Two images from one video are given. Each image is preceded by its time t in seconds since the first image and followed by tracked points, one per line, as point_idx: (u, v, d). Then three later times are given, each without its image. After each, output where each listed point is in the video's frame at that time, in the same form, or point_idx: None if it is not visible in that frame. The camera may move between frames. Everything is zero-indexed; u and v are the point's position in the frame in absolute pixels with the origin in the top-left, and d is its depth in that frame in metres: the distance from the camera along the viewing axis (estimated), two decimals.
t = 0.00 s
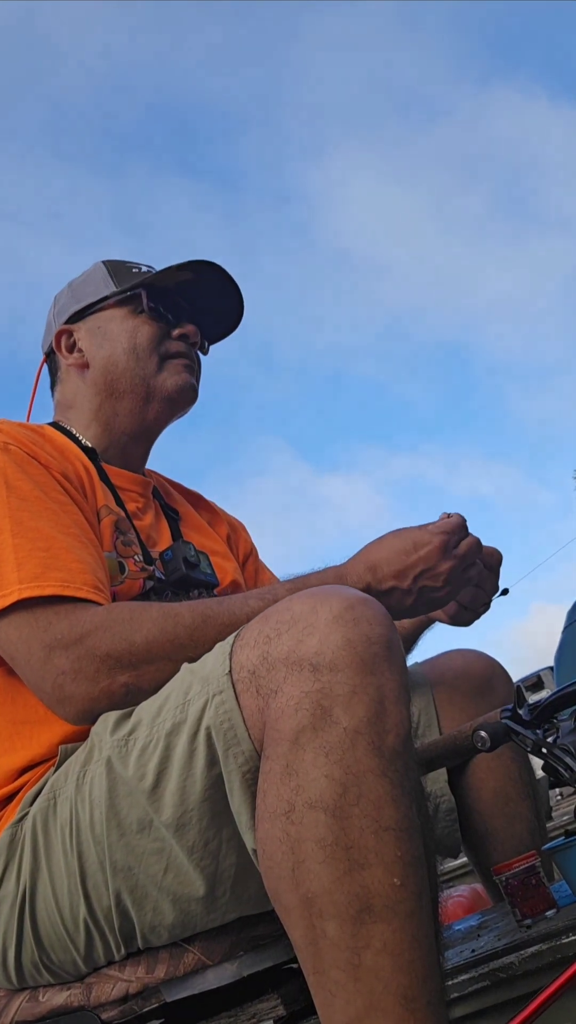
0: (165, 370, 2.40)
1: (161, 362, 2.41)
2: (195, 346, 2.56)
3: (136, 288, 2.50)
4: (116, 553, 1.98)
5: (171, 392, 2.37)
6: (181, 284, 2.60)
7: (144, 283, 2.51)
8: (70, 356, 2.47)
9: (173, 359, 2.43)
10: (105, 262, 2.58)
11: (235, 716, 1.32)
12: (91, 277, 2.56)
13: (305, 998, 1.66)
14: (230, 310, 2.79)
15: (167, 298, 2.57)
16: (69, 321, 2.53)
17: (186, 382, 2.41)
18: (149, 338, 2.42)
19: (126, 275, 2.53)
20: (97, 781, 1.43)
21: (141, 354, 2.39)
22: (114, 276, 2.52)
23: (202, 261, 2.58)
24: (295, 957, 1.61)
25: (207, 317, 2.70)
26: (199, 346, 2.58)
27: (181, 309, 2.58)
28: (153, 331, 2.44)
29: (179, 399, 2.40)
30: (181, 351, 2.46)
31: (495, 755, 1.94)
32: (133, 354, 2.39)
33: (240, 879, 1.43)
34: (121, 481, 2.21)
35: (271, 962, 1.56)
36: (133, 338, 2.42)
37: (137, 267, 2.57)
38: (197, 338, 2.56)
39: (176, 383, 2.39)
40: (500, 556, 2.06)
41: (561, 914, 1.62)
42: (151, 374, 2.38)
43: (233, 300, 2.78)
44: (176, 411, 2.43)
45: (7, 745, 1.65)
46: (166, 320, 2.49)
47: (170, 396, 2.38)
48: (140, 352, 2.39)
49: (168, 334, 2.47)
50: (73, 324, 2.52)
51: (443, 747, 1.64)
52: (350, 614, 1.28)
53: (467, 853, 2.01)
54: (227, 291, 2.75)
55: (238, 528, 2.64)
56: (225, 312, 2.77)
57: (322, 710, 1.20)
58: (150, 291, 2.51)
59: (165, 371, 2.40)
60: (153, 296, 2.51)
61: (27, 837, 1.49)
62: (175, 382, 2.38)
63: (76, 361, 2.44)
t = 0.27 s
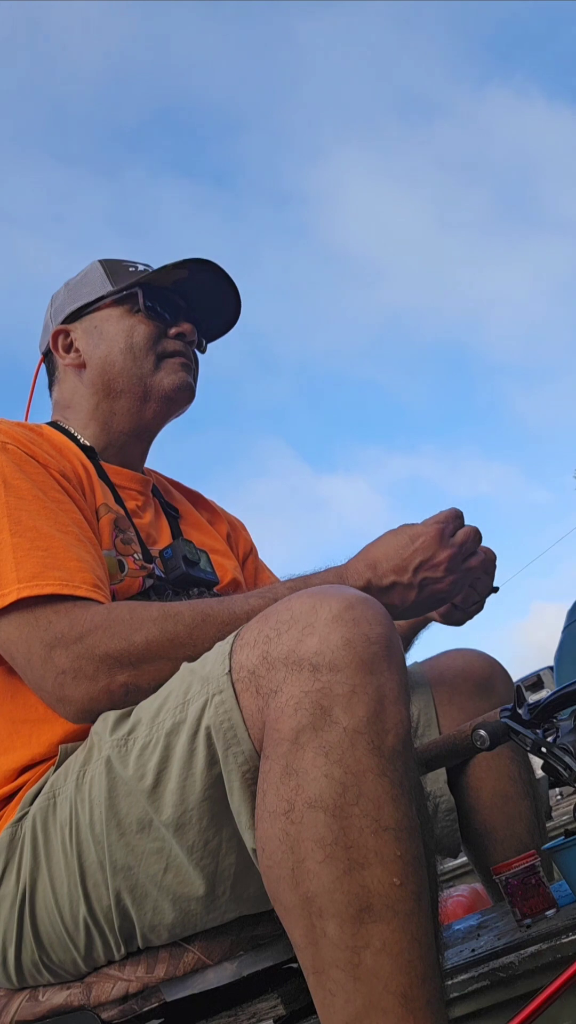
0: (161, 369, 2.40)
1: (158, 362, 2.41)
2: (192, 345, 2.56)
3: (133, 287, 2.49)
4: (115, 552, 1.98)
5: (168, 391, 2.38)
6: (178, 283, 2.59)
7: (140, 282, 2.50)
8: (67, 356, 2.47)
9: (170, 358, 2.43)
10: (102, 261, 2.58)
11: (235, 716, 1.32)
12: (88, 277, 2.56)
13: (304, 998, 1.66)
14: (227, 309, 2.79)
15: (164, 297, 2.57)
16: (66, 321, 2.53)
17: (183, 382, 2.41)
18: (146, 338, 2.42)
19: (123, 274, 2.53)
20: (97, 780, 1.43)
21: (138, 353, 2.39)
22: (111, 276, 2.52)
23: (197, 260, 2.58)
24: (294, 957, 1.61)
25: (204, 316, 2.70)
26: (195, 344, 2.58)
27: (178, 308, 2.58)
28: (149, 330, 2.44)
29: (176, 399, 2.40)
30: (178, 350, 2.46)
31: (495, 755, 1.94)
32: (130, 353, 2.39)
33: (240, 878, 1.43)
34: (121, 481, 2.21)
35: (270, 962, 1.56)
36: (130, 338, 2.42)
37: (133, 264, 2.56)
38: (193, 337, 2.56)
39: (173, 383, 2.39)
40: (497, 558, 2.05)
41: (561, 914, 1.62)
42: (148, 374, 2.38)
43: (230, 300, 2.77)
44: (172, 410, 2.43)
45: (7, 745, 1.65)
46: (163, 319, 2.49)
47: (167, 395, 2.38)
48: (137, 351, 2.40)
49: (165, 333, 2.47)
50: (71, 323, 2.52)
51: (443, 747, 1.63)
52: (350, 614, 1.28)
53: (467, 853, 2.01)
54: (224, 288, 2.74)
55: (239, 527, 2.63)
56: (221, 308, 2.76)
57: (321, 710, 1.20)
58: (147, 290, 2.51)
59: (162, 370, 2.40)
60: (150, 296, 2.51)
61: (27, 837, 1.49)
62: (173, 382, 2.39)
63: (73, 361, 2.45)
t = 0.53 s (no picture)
0: (161, 368, 2.40)
1: (158, 361, 2.41)
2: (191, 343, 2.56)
3: (132, 286, 2.49)
4: (116, 552, 1.98)
5: (167, 391, 2.38)
6: (177, 282, 2.59)
7: (141, 282, 2.49)
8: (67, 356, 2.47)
9: (169, 357, 2.43)
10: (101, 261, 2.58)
11: (235, 716, 1.32)
12: (88, 277, 2.56)
13: (305, 998, 1.66)
14: (227, 308, 2.79)
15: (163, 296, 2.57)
16: (66, 321, 2.53)
17: (183, 381, 2.41)
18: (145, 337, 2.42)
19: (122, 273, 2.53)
20: (97, 780, 1.43)
21: (137, 352, 2.39)
22: (110, 275, 2.52)
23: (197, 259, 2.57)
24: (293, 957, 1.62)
25: (203, 315, 2.70)
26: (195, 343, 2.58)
27: (177, 306, 2.58)
28: (148, 329, 2.44)
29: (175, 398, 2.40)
30: (177, 349, 2.46)
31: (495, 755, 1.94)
32: (129, 352, 2.39)
33: (240, 878, 1.43)
34: (120, 481, 2.21)
35: (270, 961, 1.57)
36: (130, 337, 2.42)
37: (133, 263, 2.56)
38: (192, 336, 2.55)
39: (172, 382, 2.39)
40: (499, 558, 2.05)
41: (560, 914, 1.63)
42: (147, 373, 2.37)
43: (230, 299, 2.77)
44: (172, 409, 2.43)
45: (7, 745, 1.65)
46: (163, 318, 2.49)
47: (166, 394, 2.38)
48: (136, 350, 2.40)
49: (164, 332, 2.47)
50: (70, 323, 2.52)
51: (443, 747, 1.63)
52: (351, 614, 1.28)
53: (467, 853, 2.01)
54: (224, 285, 2.74)
55: (240, 528, 2.63)
56: (221, 305, 2.76)
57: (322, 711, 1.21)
58: (146, 289, 2.51)
59: (161, 369, 2.40)
60: (149, 295, 2.51)
61: (27, 837, 1.49)
62: (172, 381, 2.38)
63: (73, 361, 2.45)
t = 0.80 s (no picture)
0: (164, 367, 2.38)
1: (160, 360, 2.39)
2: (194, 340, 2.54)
3: (133, 283, 2.48)
4: (120, 559, 1.95)
5: (171, 390, 2.36)
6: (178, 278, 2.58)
7: (142, 279, 2.48)
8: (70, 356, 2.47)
9: (172, 356, 2.41)
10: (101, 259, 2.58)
11: (250, 714, 1.33)
12: (89, 276, 2.55)
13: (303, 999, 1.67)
14: (228, 305, 2.77)
15: (165, 293, 2.55)
16: (67, 321, 2.53)
17: (188, 379, 2.39)
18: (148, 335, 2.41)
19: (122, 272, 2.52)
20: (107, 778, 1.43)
21: (140, 350, 2.39)
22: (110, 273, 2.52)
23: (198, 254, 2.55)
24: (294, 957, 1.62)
25: (204, 311, 2.69)
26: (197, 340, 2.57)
27: (177, 302, 2.57)
28: (150, 327, 2.43)
29: (180, 395, 2.38)
30: (180, 347, 2.44)
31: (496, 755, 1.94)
32: (131, 351, 2.38)
33: (245, 878, 1.43)
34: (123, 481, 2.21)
35: (270, 962, 1.56)
36: (132, 335, 2.41)
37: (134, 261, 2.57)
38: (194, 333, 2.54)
39: (176, 382, 2.37)
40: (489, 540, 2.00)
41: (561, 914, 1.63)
42: (150, 372, 2.36)
43: (231, 296, 2.76)
44: (177, 407, 2.41)
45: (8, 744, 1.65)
46: (165, 316, 2.48)
47: (170, 393, 2.36)
48: (138, 348, 2.39)
49: (166, 330, 2.45)
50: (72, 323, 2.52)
51: (445, 746, 1.63)
52: (366, 613, 1.28)
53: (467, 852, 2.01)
54: (224, 281, 2.73)
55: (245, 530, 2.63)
56: (221, 300, 2.74)
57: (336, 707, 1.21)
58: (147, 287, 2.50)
59: (165, 368, 2.38)
60: (150, 292, 2.50)
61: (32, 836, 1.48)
62: (175, 380, 2.37)
63: (76, 362, 2.45)
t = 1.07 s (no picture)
0: (157, 359, 2.39)
1: (153, 353, 2.40)
2: (188, 329, 2.55)
3: (122, 279, 2.49)
4: (115, 566, 1.92)
5: (166, 381, 2.36)
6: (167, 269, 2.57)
7: (132, 272, 2.49)
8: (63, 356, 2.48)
9: (166, 348, 2.42)
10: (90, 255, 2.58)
11: (262, 711, 1.34)
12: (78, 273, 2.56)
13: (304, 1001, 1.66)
14: (222, 293, 2.77)
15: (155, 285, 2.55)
16: (59, 322, 2.55)
17: (182, 369, 2.40)
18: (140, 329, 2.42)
19: (111, 266, 2.52)
20: (116, 772, 1.42)
21: (131, 344, 2.39)
22: (100, 269, 2.52)
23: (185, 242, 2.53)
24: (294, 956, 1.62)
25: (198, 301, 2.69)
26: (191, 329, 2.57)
27: (168, 294, 2.57)
28: (142, 320, 2.44)
29: (175, 385, 2.38)
30: (172, 338, 2.45)
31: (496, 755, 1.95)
32: (123, 346, 2.39)
33: (249, 879, 1.41)
34: (120, 482, 2.21)
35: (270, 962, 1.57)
36: (123, 330, 2.42)
37: (123, 254, 2.56)
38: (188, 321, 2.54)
39: (170, 374, 2.37)
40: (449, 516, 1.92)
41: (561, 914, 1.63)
42: (144, 366, 2.37)
43: (223, 283, 2.75)
44: (173, 398, 2.41)
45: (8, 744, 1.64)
46: (155, 308, 2.48)
47: (165, 384, 2.36)
48: (130, 344, 2.39)
49: (158, 323, 2.46)
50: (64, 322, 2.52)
51: (446, 747, 1.63)
52: (378, 613, 1.30)
53: (466, 852, 2.01)
54: (216, 269, 2.72)
55: (243, 530, 2.64)
56: (213, 289, 2.73)
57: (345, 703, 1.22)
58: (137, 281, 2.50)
59: (159, 362, 2.38)
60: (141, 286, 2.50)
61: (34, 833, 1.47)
62: (169, 371, 2.37)
63: (69, 361, 2.45)
